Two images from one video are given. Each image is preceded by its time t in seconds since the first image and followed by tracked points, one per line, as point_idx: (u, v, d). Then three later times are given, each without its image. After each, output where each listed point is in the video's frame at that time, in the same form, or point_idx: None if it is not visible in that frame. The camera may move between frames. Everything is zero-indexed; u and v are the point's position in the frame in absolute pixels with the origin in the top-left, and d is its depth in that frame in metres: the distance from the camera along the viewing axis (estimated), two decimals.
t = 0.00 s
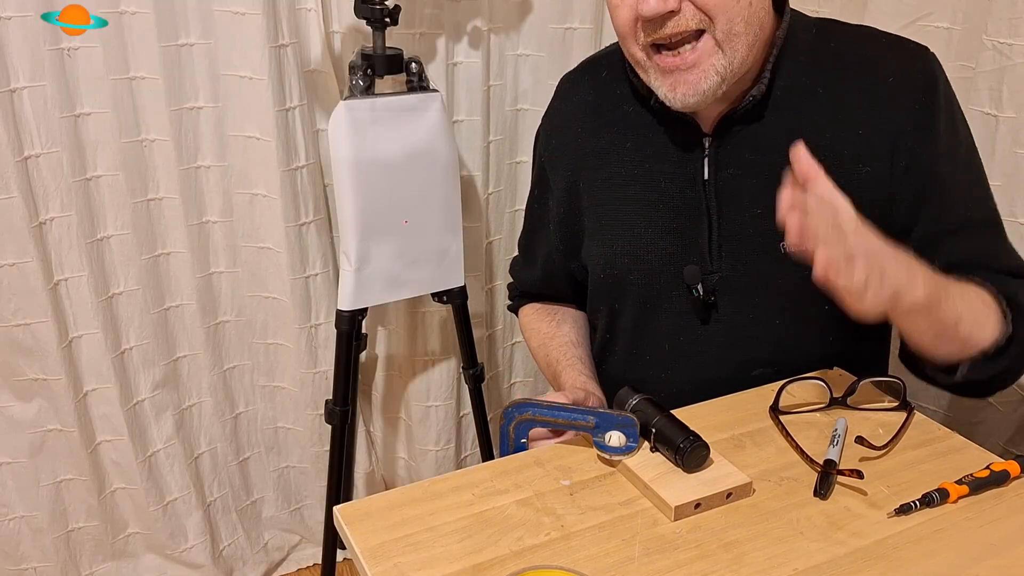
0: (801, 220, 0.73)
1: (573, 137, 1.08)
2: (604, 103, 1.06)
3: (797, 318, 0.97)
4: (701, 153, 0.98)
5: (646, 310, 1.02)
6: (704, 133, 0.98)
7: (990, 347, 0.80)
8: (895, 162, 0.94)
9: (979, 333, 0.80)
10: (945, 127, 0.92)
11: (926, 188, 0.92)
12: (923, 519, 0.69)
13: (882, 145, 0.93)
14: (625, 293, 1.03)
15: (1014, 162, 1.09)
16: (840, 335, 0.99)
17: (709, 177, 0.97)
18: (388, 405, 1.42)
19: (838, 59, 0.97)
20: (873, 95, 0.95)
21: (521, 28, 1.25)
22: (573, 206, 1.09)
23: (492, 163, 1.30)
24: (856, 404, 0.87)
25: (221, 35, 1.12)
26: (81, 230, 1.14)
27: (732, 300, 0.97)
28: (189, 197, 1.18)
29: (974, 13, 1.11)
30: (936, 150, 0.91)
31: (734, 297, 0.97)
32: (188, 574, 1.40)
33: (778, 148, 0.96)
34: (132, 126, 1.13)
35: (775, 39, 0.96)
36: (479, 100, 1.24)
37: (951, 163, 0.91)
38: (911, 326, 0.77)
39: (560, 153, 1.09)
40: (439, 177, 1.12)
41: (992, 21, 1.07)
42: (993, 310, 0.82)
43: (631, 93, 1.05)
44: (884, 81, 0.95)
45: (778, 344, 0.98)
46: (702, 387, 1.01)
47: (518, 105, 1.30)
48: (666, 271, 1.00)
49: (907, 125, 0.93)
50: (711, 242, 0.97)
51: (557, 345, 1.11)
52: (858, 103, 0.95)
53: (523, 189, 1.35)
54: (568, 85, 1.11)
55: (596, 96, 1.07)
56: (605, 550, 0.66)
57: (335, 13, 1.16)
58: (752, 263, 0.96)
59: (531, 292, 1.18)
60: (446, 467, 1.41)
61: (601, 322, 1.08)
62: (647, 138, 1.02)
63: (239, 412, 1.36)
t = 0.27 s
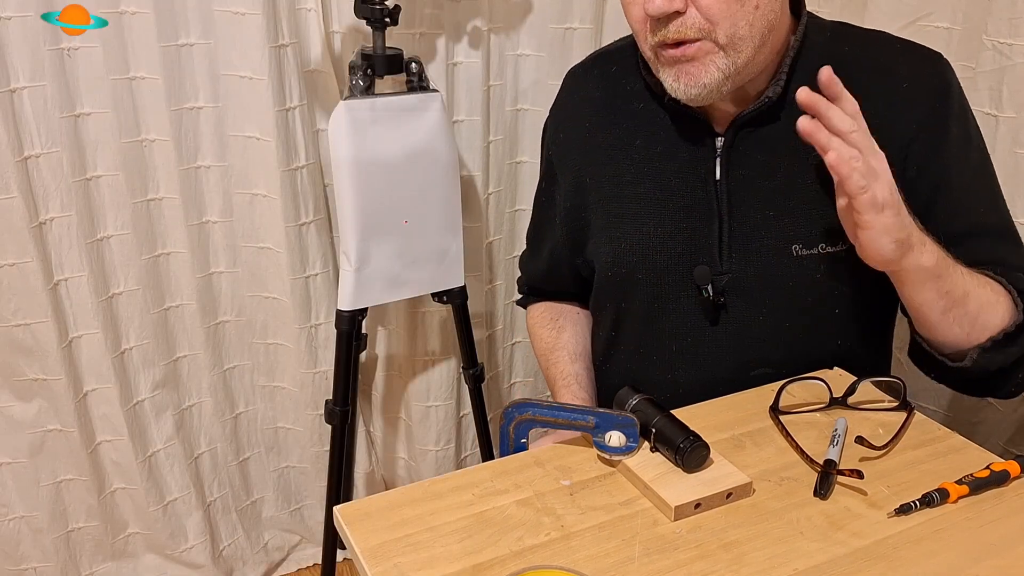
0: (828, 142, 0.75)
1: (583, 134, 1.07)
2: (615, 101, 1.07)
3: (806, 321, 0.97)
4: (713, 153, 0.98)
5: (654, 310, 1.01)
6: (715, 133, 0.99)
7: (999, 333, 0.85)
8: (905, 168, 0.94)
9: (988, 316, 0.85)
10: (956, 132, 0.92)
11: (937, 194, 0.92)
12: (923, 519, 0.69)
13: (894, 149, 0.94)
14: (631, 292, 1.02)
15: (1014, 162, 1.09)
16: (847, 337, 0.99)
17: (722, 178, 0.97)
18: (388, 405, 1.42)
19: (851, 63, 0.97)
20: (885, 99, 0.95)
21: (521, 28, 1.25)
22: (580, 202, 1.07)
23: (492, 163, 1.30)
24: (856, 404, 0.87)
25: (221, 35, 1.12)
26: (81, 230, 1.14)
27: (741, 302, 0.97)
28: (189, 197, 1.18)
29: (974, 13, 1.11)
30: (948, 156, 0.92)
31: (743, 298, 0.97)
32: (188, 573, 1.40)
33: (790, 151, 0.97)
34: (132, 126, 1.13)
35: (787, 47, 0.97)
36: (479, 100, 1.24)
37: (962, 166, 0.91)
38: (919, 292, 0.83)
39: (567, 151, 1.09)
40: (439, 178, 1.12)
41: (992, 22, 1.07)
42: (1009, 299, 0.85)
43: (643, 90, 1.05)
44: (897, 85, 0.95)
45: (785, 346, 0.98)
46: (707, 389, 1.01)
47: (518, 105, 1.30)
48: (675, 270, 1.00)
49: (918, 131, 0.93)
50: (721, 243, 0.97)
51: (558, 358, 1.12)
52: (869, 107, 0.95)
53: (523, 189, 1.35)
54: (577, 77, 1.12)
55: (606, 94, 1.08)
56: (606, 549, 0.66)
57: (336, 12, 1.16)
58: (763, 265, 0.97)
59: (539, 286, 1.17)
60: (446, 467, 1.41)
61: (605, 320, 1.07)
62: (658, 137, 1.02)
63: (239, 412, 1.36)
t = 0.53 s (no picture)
0: (850, 201, 0.72)
1: (589, 129, 1.07)
2: (623, 90, 1.06)
3: (806, 322, 0.97)
4: (721, 151, 0.97)
5: (654, 306, 1.01)
6: (723, 129, 0.98)
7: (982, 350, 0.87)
8: (913, 174, 0.94)
9: (973, 337, 0.87)
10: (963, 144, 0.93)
11: (945, 201, 0.92)
12: (923, 519, 0.69)
13: (903, 154, 0.94)
14: (633, 286, 1.02)
15: (1014, 162, 1.09)
16: (846, 338, 0.99)
17: (727, 175, 0.97)
18: (388, 405, 1.42)
19: (862, 66, 0.97)
20: (894, 104, 0.95)
21: (521, 28, 1.25)
22: (583, 191, 1.07)
23: (492, 163, 1.30)
24: (856, 404, 0.87)
25: (221, 35, 1.12)
26: (81, 230, 1.14)
27: (743, 301, 0.97)
28: (189, 197, 1.18)
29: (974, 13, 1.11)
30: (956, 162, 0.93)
31: (745, 297, 0.97)
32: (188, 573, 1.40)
33: (797, 151, 0.96)
34: (132, 126, 1.13)
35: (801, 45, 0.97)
36: (479, 100, 1.24)
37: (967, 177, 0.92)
38: (915, 316, 0.85)
39: (573, 145, 1.08)
40: (438, 177, 1.12)
41: (992, 22, 1.07)
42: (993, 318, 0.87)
43: (652, 81, 1.04)
44: (907, 89, 0.95)
45: (785, 346, 0.98)
46: (705, 389, 1.01)
47: (519, 105, 1.30)
48: (678, 266, 0.99)
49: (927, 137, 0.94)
50: (725, 240, 0.97)
51: (560, 353, 1.12)
52: (878, 110, 0.95)
53: (523, 189, 1.35)
54: (584, 67, 1.11)
55: (614, 84, 1.07)
56: (606, 550, 0.66)
57: (335, 12, 1.16)
58: (766, 264, 0.96)
59: (541, 278, 1.17)
60: (446, 467, 1.41)
61: (605, 313, 1.07)
62: (665, 132, 1.01)
63: (240, 412, 1.36)
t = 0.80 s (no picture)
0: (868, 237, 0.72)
1: (595, 124, 1.06)
2: (632, 83, 1.05)
3: (809, 322, 0.97)
4: (728, 148, 0.97)
5: (657, 303, 1.01)
6: (732, 128, 0.98)
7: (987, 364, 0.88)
8: (919, 179, 0.94)
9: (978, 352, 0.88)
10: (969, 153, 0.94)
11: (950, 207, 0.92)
12: (923, 519, 0.69)
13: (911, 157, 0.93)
14: (636, 283, 1.02)
15: (1014, 162, 1.09)
16: (847, 338, 0.99)
17: (734, 173, 0.97)
18: (388, 405, 1.42)
19: (869, 71, 0.97)
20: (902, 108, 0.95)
21: (521, 28, 1.25)
22: (588, 185, 1.07)
23: (492, 163, 1.30)
24: (856, 404, 0.87)
25: (221, 35, 1.12)
26: (81, 230, 1.14)
27: (746, 300, 0.97)
28: (189, 197, 1.18)
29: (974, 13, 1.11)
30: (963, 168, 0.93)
31: (748, 296, 0.97)
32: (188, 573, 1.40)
33: (805, 151, 0.96)
34: (132, 126, 1.13)
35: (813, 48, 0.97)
36: (479, 100, 1.24)
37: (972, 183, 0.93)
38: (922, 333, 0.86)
39: (579, 140, 1.07)
40: (439, 178, 1.12)
41: (992, 22, 1.07)
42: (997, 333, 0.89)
43: (661, 78, 1.04)
44: (916, 93, 0.95)
45: (787, 347, 0.98)
46: (705, 388, 1.00)
47: (519, 105, 1.30)
48: (682, 264, 0.99)
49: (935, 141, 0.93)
50: (730, 239, 0.97)
51: (562, 349, 1.12)
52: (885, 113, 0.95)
53: (523, 189, 1.35)
54: (592, 60, 1.10)
55: (623, 77, 1.06)
56: (605, 550, 0.66)
57: (335, 12, 1.16)
58: (771, 264, 0.96)
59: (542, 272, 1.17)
60: (446, 467, 1.41)
61: (606, 310, 1.07)
62: (673, 129, 1.01)
63: (240, 412, 1.36)
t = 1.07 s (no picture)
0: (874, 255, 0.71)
1: (595, 125, 1.06)
2: (632, 84, 1.05)
3: (810, 323, 0.97)
4: (728, 151, 0.97)
5: (658, 305, 1.01)
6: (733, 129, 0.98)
7: (988, 365, 0.90)
8: (920, 179, 0.94)
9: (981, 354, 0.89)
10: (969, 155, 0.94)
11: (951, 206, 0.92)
12: (923, 519, 0.69)
13: (910, 159, 0.94)
14: (637, 285, 1.02)
15: (1014, 162, 1.09)
16: (847, 339, 0.99)
17: (734, 176, 0.97)
18: (388, 405, 1.42)
19: (869, 71, 0.97)
20: (904, 110, 0.95)
21: (521, 28, 1.25)
22: (589, 187, 1.07)
23: (492, 164, 1.30)
24: (856, 404, 0.87)
25: (221, 35, 1.12)
26: (81, 230, 1.14)
27: (747, 301, 0.97)
28: (189, 197, 1.18)
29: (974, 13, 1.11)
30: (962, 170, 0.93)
31: (749, 297, 0.97)
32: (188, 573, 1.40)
33: (807, 153, 0.96)
34: (132, 126, 1.13)
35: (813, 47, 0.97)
36: (479, 100, 1.24)
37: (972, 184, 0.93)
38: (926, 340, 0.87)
39: (579, 141, 1.07)
40: (438, 178, 1.12)
41: (992, 21, 1.07)
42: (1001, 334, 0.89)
43: (662, 79, 1.03)
44: (916, 95, 0.95)
45: (788, 348, 0.98)
46: (707, 389, 1.00)
47: (519, 105, 1.30)
48: (683, 266, 0.99)
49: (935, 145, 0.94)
50: (731, 241, 0.97)
51: (564, 351, 1.12)
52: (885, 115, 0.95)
53: (523, 189, 1.35)
54: (592, 62, 1.10)
55: (623, 79, 1.06)
56: (606, 550, 0.66)
57: (336, 12, 1.16)
58: (772, 266, 0.96)
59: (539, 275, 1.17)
60: (446, 467, 1.41)
61: (607, 311, 1.07)
62: (673, 130, 1.01)
63: (240, 412, 1.36)
